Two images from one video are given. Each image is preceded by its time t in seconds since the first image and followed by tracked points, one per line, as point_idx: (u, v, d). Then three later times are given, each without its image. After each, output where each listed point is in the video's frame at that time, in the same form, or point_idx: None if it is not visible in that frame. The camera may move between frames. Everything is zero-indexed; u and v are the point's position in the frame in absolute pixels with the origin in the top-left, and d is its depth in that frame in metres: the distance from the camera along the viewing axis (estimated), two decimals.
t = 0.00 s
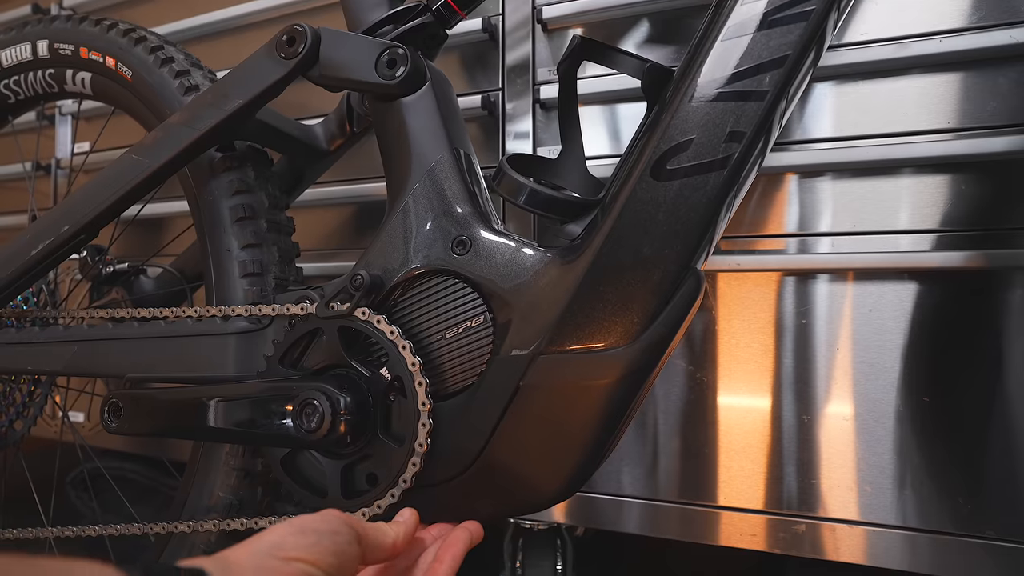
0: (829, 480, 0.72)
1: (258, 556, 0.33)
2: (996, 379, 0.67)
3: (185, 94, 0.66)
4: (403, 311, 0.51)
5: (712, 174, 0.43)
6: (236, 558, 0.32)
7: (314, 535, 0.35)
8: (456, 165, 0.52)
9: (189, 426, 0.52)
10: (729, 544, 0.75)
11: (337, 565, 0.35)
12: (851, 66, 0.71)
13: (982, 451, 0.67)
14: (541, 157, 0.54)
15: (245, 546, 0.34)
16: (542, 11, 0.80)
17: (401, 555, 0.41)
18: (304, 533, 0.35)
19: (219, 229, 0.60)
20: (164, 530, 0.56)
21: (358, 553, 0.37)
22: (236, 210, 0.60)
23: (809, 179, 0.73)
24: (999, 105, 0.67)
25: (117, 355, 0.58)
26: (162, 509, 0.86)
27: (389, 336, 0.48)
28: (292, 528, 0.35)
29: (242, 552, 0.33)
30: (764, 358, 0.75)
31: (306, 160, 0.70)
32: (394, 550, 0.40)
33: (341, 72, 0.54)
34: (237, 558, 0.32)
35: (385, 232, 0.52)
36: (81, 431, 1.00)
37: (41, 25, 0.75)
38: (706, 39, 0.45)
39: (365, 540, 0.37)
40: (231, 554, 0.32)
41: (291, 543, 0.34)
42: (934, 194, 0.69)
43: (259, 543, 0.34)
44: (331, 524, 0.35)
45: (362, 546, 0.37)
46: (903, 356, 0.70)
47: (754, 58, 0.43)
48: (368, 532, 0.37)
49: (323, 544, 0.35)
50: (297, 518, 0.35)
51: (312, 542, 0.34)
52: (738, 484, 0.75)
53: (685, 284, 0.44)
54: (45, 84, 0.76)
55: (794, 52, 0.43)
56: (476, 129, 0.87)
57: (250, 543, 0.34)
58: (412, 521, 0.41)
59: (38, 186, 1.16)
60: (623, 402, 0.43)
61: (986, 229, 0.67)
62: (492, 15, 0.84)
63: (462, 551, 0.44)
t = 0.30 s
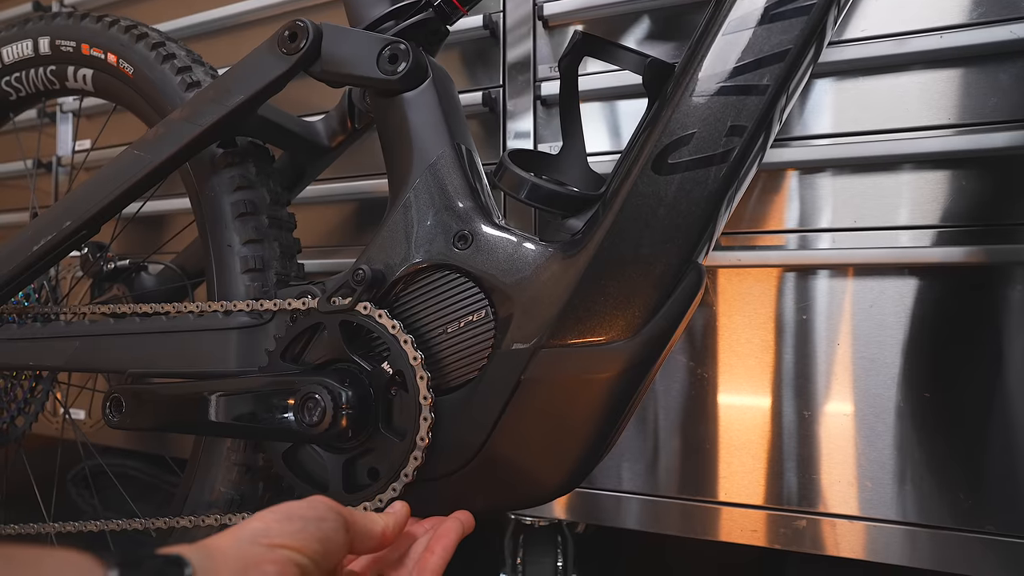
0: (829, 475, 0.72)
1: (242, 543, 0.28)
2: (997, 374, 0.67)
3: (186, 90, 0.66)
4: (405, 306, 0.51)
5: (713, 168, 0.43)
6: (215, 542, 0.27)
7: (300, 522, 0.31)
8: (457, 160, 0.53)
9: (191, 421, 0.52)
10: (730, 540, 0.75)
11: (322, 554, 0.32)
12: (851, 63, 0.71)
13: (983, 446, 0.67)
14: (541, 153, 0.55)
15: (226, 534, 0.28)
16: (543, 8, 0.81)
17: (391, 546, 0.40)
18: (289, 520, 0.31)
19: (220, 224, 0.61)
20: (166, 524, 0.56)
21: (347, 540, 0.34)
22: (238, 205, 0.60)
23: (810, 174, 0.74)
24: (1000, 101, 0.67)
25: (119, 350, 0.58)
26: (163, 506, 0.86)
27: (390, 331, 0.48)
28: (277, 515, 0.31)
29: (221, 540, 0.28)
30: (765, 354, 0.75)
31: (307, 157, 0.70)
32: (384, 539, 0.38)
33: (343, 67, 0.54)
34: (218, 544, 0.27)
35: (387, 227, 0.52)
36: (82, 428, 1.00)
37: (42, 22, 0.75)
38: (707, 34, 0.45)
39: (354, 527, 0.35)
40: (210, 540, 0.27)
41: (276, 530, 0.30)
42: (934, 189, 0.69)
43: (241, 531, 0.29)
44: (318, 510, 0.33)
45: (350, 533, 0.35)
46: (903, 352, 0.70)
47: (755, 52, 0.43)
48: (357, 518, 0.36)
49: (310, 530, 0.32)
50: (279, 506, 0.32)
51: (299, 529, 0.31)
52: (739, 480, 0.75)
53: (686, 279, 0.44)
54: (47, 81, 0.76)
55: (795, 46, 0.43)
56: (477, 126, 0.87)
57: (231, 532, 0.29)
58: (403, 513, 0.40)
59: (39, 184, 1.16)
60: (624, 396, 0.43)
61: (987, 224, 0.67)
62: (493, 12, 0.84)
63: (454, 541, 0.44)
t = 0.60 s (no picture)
0: (829, 470, 0.72)
1: (224, 525, 0.28)
2: (996, 369, 0.67)
3: (188, 86, 0.66)
4: (406, 300, 0.51)
5: (713, 161, 0.43)
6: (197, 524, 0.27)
7: (284, 503, 0.31)
8: (458, 154, 0.53)
9: (192, 415, 0.52)
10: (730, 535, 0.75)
11: (308, 536, 0.32)
12: (851, 58, 0.71)
13: (982, 441, 0.67)
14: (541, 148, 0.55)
15: (209, 517, 0.29)
16: (543, 4, 0.81)
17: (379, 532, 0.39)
18: (273, 502, 0.31)
19: (221, 219, 0.61)
20: (167, 519, 0.56)
21: (333, 522, 0.34)
22: (239, 200, 0.60)
23: (809, 170, 0.74)
24: (999, 96, 0.67)
25: (120, 345, 0.59)
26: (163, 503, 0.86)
27: (391, 324, 0.48)
28: (262, 496, 0.31)
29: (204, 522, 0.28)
30: (765, 349, 0.75)
31: (308, 153, 0.70)
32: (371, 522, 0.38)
33: (344, 62, 0.54)
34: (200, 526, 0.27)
35: (388, 221, 0.53)
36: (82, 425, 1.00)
37: (44, 18, 0.75)
38: (707, 28, 0.45)
39: (341, 509, 0.35)
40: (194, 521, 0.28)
41: (260, 510, 0.30)
42: (934, 185, 0.69)
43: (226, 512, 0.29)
44: (303, 492, 0.33)
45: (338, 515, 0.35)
46: (903, 346, 0.71)
47: (754, 46, 0.43)
48: (344, 500, 0.36)
49: (295, 512, 0.31)
50: (264, 488, 0.32)
51: (283, 510, 0.31)
52: (739, 475, 0.75)
53: (686, 271, 0.44)
54: (48, 77, 0.76)
55: (794, 40, 0.43)
56: (477, 123, 0.87)
57: (214, 514, 0.29)
58: (392, 497, 0.40)
59: (40, 181, 1.16)
60: (624, 388, 0.43)
61: (986, 219, 0.67)
62: (493, 9, 0.85)
63: (444, 525, 0.43)
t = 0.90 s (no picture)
0: (829, 465, 0.72)
1: (211, 502, 0.27)
2: (995, 364, 0.68)
3: (190, 83, 0.66)
4: (406, 294, 0.51)
5: (712, 154, 0.44)
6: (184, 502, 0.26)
7: (270, 481, 0.31)
8: (458, 149, 0.53)
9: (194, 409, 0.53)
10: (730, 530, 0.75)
11: (295, 514, 0.31)
12: (851, 54, 0.72)
13: (981, 436, 0.68)
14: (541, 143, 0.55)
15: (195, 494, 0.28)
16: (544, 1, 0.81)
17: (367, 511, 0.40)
18: (259, 480, 0.31)
19: (223, 214, 0.61)
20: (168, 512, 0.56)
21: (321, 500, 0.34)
22: (240, 196, 0.61)
23: (809, 166, 0.74)
24: (997, 92, 0.67)
25: (122, 340, 0.59)
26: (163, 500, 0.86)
27: (392, 318, 0.49)
28: (249, 474, 0.31)
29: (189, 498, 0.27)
30: (765, 344, 0.75)
31: (310, 149, 0.71)
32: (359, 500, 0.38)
33: (345, 57, 0.55)
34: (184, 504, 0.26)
35: (389, 216, 0.53)
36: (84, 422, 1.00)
37: (46, 15, 0.75)
38: (706, 23, 0.45)
39: (328, 486, 0.35)
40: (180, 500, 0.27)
41: (247, 487, 0.30)
42: (934, 180, 0.70)
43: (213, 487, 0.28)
44: (290, 472, 0.33)
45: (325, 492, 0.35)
46: (902, 342, 0.71)
47: (754, 41, 0.43)
48: (331, 480, 0.36)
49: (281, 490, 0.31)
50: (249, 467, 0.31)
51: (270, 488, 0.30)
52: (738, 470, 0.75)
53: (686, 264, 0.44)
54: (50, 74, 0.76)
55: (794, 34, 0.43)
56: (478, 120, 0.87)
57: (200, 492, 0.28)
58: (380, 479, 0.40)
59: (42, 179, 1.16)
60: (625, 381, 0.43)
61: (985, 215, 0.67)
62: (494, 6, 0.85)
63: (435, 514, 0.43)
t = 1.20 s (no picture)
0: (828, 460, 0.73)
1: (201, 487, 0.28)
2: (994, 360, 0.68)
3: (190, 80, 0.66)
4: (406, 290, 0.51)
5: (711, 149, 0.44)
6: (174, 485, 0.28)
7: (262, 465, 0.31)
8: (458, 145, 0.53)
9: (195, 404, 0.53)
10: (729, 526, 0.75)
11: (286, 499, 0.32)
12: (850, 51, 0.72)
13: (979, 432, 0.68)
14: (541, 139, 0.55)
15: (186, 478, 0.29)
16: None
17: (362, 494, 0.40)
18: (251, 464, 0.31)
19: (224, 211, 0.61)
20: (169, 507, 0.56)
21: (314, 483, 0.34)
22: (241, 193, 0.61)
23: (809, 163, 0.74)
24: (996, 89, 0.68)
25: (123, 336, 0.59)
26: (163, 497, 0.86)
27: (392, 314, 0.49)
28: (238, 458, 0.31)
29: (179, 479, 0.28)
30: (765, 341, 0.75)
31: (310, 146, 0.71)
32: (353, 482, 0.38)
33: (345, 54, 0.55)
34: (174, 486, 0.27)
35: (389, 212, 0.53)
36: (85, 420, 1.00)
37: (47, 14, 0.75)
38: (705, 19, 0.45)
39: (320, 466, 0.35)
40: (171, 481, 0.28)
41: (239, 472, 0.30)
42: (932, 176, 0.70)
43: (203, 472, 0.29)
44: (282, 455, 0.33)
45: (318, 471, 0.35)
46: (901, 338, 0.71)
47: (752, 36, 0.44)
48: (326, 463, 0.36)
49: (272, 474, 0.31)
50: (242, 451, 0.32)
51: (260, 472, 0.31)
52: (738, 466, 0.76)
53: (685, 259, 0.44)
54: (51, 72, 0.77)
55: (792, 30, 0.43)
56: (478, 117, 0.87)
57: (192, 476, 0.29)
58: (375, 461, 0.41)
59: (42, 177, 1.17)
60: (624, 375, 0.43)
61: (984, 211, 0.68)
62: (494, 4, 0.85)
63: (433, 510, 0.43)
